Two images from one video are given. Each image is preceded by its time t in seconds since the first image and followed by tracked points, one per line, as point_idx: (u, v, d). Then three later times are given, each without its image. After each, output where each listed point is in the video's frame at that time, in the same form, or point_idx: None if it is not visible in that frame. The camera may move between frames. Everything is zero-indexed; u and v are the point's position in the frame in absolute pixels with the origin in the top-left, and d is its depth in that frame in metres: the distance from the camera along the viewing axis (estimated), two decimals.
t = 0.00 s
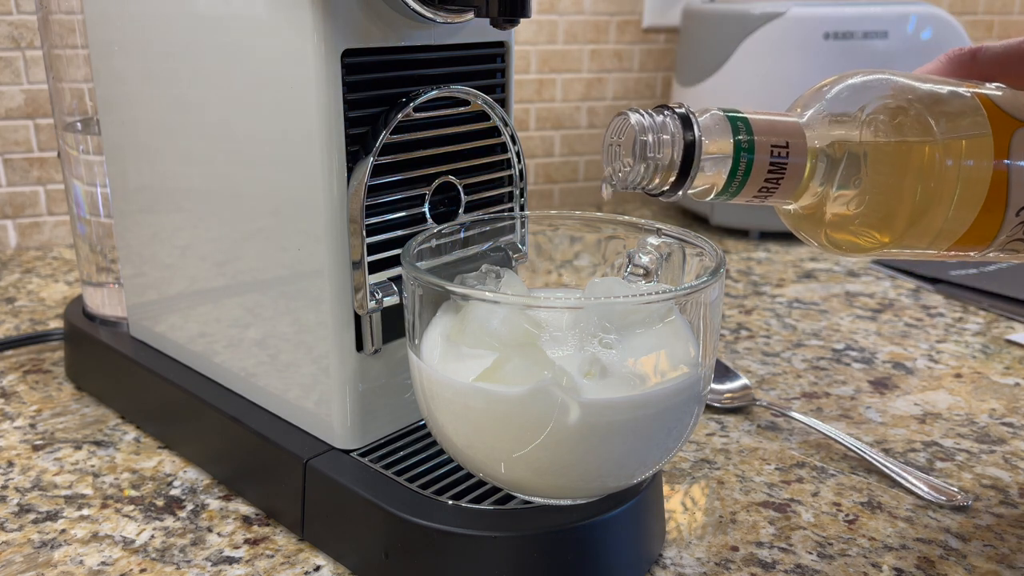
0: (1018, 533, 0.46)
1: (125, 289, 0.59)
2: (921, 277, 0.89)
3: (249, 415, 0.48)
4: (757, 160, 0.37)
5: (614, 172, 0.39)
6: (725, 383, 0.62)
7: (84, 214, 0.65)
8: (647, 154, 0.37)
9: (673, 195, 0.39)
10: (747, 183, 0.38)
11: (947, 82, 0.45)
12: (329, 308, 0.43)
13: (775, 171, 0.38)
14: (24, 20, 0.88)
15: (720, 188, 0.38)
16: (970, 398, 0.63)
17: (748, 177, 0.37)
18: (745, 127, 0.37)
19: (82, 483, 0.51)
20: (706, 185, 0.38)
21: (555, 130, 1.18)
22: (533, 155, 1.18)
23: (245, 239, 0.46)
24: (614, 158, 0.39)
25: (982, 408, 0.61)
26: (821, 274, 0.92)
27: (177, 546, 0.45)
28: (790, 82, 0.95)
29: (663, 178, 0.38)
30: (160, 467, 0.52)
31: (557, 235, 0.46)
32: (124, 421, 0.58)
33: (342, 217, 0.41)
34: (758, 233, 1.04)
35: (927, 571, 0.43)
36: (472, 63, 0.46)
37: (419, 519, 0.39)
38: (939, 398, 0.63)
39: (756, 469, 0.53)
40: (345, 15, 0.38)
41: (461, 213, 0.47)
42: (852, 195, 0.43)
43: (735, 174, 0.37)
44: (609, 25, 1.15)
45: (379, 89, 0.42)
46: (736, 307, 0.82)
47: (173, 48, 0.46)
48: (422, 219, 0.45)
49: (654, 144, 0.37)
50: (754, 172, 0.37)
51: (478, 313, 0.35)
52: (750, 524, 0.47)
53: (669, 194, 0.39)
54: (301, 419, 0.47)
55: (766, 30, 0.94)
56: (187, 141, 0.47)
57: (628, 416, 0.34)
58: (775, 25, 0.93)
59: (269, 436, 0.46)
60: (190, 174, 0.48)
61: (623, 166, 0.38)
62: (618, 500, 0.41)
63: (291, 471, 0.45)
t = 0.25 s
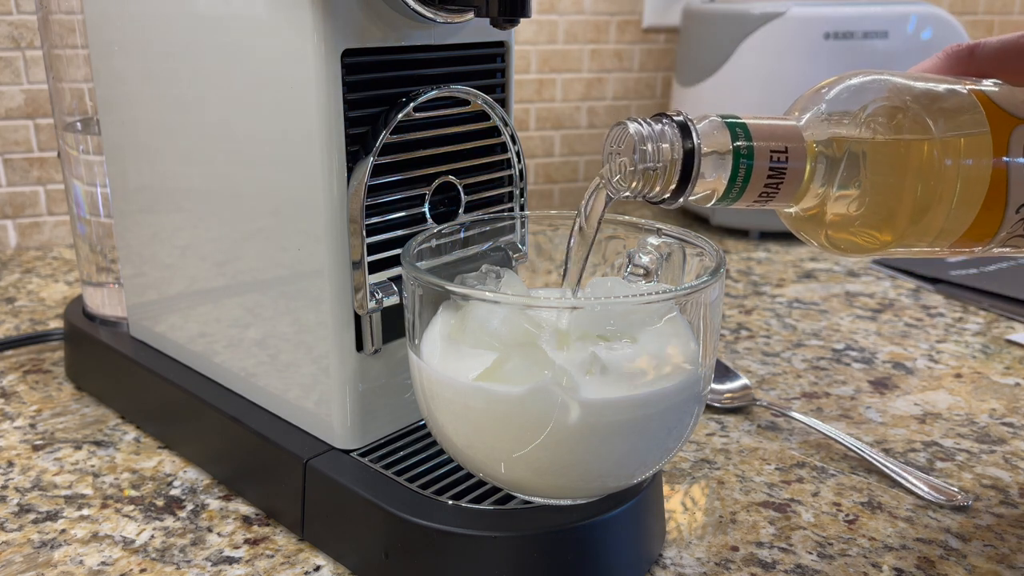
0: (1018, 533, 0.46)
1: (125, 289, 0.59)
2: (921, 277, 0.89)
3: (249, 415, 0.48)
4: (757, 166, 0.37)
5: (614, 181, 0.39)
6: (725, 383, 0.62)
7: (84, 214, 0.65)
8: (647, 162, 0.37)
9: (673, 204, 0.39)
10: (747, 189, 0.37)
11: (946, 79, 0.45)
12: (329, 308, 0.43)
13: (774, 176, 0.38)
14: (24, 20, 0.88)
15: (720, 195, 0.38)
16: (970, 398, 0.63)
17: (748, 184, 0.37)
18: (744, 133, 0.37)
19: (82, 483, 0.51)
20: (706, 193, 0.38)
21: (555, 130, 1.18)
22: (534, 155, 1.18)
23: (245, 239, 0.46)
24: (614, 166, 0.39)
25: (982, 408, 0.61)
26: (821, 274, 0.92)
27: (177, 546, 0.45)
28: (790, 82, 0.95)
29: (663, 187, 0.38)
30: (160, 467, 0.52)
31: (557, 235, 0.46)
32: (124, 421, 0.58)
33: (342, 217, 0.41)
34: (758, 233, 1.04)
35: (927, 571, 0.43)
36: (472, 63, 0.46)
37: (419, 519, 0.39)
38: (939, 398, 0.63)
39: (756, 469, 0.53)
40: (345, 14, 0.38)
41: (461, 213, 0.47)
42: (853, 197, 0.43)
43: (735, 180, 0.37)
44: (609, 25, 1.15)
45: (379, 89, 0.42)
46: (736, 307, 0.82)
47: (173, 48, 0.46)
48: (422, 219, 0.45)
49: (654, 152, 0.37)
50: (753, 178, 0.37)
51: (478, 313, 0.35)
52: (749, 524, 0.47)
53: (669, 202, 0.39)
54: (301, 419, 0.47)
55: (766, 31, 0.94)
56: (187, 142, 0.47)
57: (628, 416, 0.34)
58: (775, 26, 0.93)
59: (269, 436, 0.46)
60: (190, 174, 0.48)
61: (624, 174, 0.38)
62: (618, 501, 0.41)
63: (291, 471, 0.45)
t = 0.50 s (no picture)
0: (1018, 533, 0.46)
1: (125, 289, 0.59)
2: (921, 277, 0.89)
3: (249, 415, 0.48)
4: (754, 161, 0.37)
5: (610, 175, 0.39)
6: (725, 383, 0.62)
7: (84, 214, 0.65)
8: (644, 157, 0.37)
9: (670, 198, 0.39)
10: (743, 185, 0.37)
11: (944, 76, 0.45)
12: (329, 308, 0.43)
13: (771, 172, 0.38)
14: (24, 20, 0.88)
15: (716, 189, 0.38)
16: (970, 398, 0.63)
17: (744, 178, 0.37)
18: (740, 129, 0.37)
19: (82, 483, 0.51)
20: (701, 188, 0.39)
21: (555, 130, 1.18)
22: (534, 154, 1.18)
23: (245, 239, 0.46)
24: (611, 160, 0.39)
25: (982, 408, 0.61)
26: (821, 274, 0.92)
27: (177, 546, 0.45)
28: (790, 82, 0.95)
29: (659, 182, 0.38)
30: (160, 467, 0.52)
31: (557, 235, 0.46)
32: (124, 421, 0.58)
33: (342, 217, 0.41)
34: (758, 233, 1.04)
35: (927, 571, 0.43)
36: (472, 63, 0.46)
37: (419, 519, 0.39)
38: (939, 398, 0.63)
39: (756, 469, 0.53)
40: (345, 15, 0.38)
41: (461, 213, 0.47)
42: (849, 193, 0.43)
43: (732, 174, 0.37)
44: (609, 25, 1.15)
45: (379, 89, 0.42)
46: (736, 307, 0.82)
47: (173, 48, 0.46)
48: (422, 219, 0.45)
49: (650, 147, 0.37)
50: (750, 173, 0.37)
51: (478, 313, 0.35)
52: (749, 524, 0.47)
53: (665, 196, 0.39)
54: (301, 419, 0.47)
55: (766, 30, 0.94)
56: (187, 142, 0.47)
57: (628, 416, 0.34)
58: (775, 26, 0.93)
59: (269, 436, 0.46)
60: (190, 174, 0.48)
61: (622, 169, 0.38)
62: (618, 501, 0.41)
63: (291, 471, 0.45)
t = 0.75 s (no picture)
0: (1018, 533, 0.46)
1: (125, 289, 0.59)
2: (921, 277, 0.89)
3: (249, 415, 0.48)
4: (749, 155, 0.37)
5: (606, 168, 0.39)
6: (725, 383, 0.62)
7: (84, 214, 0.65)
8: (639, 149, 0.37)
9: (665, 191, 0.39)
10: (737, 179, 0.37)
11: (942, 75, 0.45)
12: (329, 308, 0.43)
13: (766, 167, 0.38)
14: (24, 20, 0.88)
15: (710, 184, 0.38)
16: (970, 398, 0.63)
17: (740, 173, 0.37)
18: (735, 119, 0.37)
19: (82, 483, 0.51)
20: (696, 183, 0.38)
21: (555, 130, 1.18)
22: (534, 154, 1.18)
23: (245, 239, 0.46)
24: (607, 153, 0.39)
25: (982, 408, 0.61)
26: (821, 274, 0.92)
27: (177, 546, 0.45)
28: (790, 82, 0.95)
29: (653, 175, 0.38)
30: (160, 467, 0.52)
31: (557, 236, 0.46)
32: (124, 421, 0.58)
33: (342, 217, 0.41)
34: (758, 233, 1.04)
35: (927, 571, 0.43)
36: (472, 63, 0.46)
37: (419, 519, 0.39)
38: (939, 398, 0.63)
39: (756, 469, 0.53)
40: (345, 14, 0.38)
41: (461, 213, 0.47)
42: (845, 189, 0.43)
43: (726, 169, 0.37)
44: (609, 25, 1.15)
45: (379, 89, 0.42)
46: (736, 307, 0.82)
47: (173, 48, 0.46)
48: (422, 219, 0.45)
49: (645, 139, 0.37)
50: (745, 167, 0.37)
51: (477, 312, 0.35)
52: (750, 524, 0.47)
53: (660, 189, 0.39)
54: (301, 419, 0.47)
55: (766, 30, 0.94)
56: (187, 142, 0.47)
57: (628, 416, 0.34)
58: (775, 25, 0.93)
59: (269, 436, 0.46)
60: (190, 174, 0.48)
61: (617, 162, 0.38)
62: (618, 501, 0.41)
63: (291, 471, 0.45)
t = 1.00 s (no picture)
0: (1018, 533, 0.46)
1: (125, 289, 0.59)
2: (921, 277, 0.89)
3: (249, 415, 0.48)
4: (735, 96, 0.33)
5: (588, 86, 0.36)
6: (725, 383, 0.62)
7: (84, 214, 0.65)
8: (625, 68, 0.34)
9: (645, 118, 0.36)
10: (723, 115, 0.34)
11: (946, 62, 0.43)
12: (329, 308, 0.43)
13: (755, 107, 0.34)
14: (24, 20, 0.88)
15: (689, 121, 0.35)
16: (970, 398, 0.63)
17: (720, 116, 0.34)
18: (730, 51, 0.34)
19: (82, 483, 0.51)
20: (676, 118, 0.35)
21: (555, 130, 1.18)
22: (533, 155, 1.18)
23: (245, 239, 0.46)
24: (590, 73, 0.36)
25: (982, 408, 0.61)
26: (821, 274, 0.92)
27: (177, 546, 0.45)
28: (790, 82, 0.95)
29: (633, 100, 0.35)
30: (160, 467, 0.52)
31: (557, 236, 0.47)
32: (124, 421, 0.58)
33: (342, 217, 0.41)
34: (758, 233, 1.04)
35: (927, 571, 0.43)
36: (472, 63, 0.46)
37: (419, 519, 0.39)
38: (939, 398, 0.63)
39: (756, 469, 0.53)
40: (345, 14, 0.38)
41: (461, 213, 0.47)
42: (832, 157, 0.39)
43: (710, 107, 0.34)
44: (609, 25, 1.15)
45: (379, 89, 0.42)
46: (736, 307, 0.82)
47: (173, 48, 0.46)
48: (422, 219, 0.45)
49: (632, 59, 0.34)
50: (731, 106, 0.34)
51: (477, 312, 0.35)
52: (749, 524, 0.47)
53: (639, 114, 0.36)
54: (301, 419, 0.47)
55: (766, 30, 0.94)
56: (187, 141, 0.47)
57: (628, 415, 0.34)
58: (775, 25, 0.93)
59: (269, 436, 0.46)
60: (190, 174, 0.48)
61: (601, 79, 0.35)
62: (618, 501, 0.41)
63: (291, 471, 0.45)
